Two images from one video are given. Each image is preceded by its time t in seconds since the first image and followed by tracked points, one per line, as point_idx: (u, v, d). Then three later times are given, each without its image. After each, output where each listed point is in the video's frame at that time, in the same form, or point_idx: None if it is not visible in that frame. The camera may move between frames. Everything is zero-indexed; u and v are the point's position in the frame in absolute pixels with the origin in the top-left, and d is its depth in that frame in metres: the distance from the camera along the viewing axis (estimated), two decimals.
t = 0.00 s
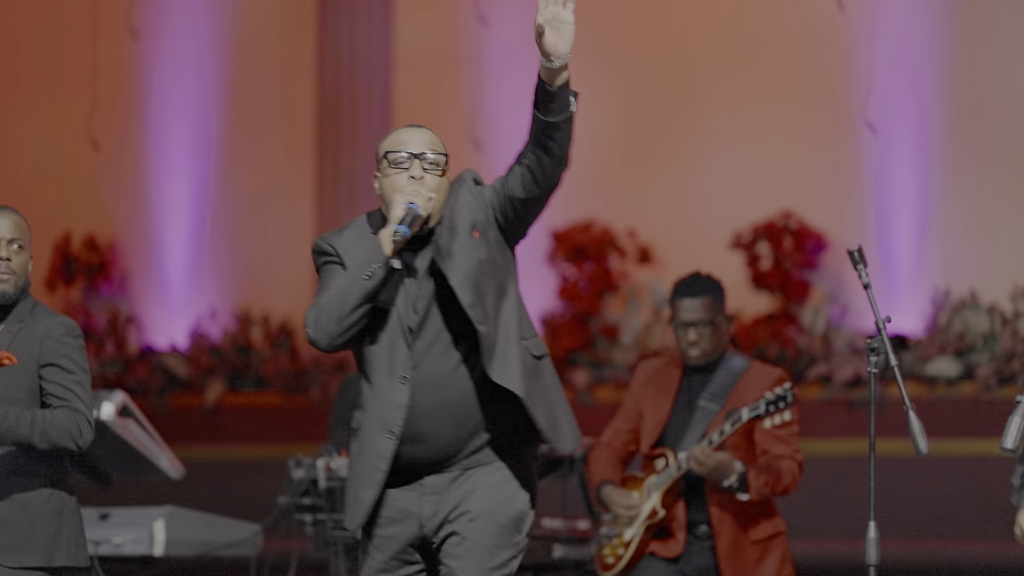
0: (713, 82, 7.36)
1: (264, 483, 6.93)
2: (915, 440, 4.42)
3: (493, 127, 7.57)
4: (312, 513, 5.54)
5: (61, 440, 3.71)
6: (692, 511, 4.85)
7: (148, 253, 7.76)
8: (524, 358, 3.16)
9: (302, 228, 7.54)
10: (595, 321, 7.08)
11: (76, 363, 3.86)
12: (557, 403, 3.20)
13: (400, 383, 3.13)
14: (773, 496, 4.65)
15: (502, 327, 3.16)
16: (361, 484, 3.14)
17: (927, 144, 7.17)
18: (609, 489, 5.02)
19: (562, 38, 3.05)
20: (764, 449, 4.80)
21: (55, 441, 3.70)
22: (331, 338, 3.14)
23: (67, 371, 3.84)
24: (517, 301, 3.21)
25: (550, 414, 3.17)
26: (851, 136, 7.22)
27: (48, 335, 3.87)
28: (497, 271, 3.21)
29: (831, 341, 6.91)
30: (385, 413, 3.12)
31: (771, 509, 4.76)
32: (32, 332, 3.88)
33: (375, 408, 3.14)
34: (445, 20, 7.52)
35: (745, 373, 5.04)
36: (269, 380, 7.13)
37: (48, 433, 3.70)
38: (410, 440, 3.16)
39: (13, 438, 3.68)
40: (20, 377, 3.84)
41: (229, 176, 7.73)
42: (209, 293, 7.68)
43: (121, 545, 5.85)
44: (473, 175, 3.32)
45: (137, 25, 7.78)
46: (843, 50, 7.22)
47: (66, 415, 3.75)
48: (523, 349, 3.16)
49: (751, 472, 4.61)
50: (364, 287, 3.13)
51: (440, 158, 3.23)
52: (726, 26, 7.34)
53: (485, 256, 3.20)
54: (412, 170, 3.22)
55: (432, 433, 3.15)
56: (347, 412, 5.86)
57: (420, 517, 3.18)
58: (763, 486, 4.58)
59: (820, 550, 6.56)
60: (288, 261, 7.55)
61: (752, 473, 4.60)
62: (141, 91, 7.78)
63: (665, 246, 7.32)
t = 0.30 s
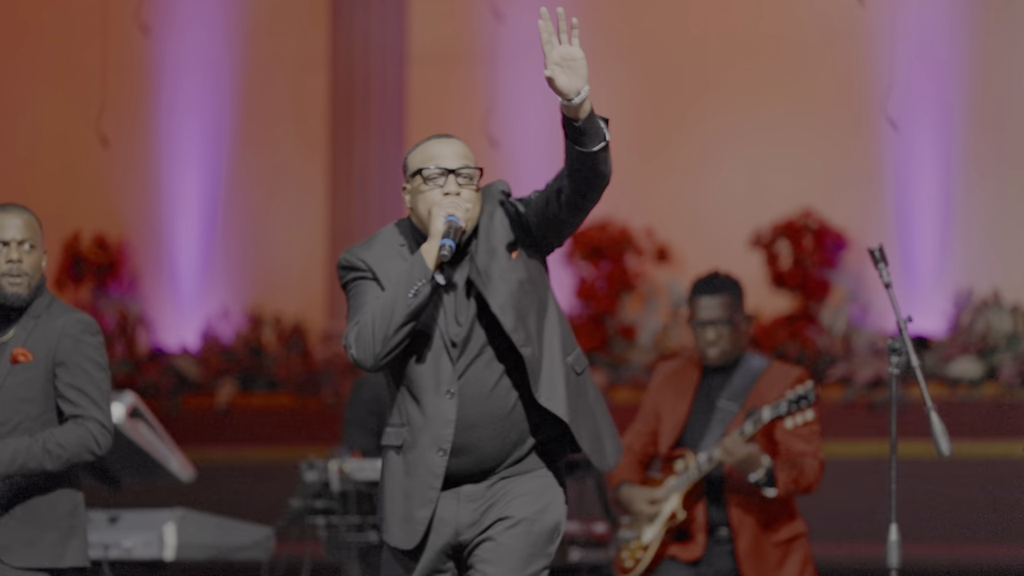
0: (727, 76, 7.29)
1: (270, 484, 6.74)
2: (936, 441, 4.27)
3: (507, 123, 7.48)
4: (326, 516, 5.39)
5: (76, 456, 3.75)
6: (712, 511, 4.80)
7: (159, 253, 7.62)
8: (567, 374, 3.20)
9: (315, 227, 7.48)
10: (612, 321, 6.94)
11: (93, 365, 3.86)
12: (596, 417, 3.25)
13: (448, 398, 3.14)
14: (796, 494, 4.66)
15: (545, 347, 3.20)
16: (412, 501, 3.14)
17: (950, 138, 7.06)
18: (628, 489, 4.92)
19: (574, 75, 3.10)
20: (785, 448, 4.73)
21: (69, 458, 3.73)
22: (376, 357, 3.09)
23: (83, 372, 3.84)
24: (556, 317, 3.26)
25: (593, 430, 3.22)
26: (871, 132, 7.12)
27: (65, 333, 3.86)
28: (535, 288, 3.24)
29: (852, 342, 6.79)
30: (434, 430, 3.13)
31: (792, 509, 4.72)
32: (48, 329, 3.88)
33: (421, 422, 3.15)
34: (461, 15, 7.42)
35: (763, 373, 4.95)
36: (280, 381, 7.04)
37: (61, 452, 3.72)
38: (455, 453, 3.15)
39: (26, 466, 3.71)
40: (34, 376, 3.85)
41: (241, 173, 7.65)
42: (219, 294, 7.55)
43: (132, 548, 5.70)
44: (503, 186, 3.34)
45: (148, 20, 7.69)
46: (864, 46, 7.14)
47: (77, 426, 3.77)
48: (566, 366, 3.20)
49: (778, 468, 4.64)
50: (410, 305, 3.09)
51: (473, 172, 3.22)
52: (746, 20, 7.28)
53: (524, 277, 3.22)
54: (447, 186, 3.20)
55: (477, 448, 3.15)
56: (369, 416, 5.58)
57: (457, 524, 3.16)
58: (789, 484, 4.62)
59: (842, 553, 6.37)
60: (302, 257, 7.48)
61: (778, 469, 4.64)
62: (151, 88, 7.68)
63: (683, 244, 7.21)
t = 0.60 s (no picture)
0: (736, 75, 7.18)
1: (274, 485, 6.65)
2: (951, 443, 4.14)
3: (515, 122, 7.32)
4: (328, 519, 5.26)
5: (64, 467, 3.53)
6: (722, 512, 4.63)
7: (160, 251, 7.55)
8: (572, 376, 3.09)
9: (320, 226, 7.35)
10: (621, 320, 6.84)
11: (82, 369, 3.64)
12: (601, 421, 3.12)
13: (450, 398, 3.02)
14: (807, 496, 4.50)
15: (550, 347, 3.08)
16: (410, 501, 3.04)
17: (964, 137, 6.94)
18: (637, 493, 4.81)
19: (580, 87, 2.99)
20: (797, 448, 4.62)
21: (59, 470, 3.51)
22: (379, 356, 2.98)
23: (73, 377, 3.62)
24: (563, 320, 3.15)
25: (598, 433, 3.09)
26: (885, 128, 7.00)
27: (55, 338, 3.64)
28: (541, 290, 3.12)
29: (865, 341, 6.67)
30: (436, 430, 3.01)
31: (804, 511, 4.57)
32: (36, 334, 3.65)
33: (423, 421, 3.03)
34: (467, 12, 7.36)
35: (774, 374, 4.85)
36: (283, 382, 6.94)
37: (50, 463, 3.50)
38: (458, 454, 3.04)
39: (14, 480, 3.48)
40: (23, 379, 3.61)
41: (246, 171, 7.53)
42: (221, 293, 7.46)
43: (132, 551, 5.61)
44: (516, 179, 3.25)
45: (150, 16, 7.60)
46: (877, 47, 7.00)
47: (66, 436, 3.56)
48: (571, 366, 3.09)
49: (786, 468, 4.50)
50: (414, 304, 2.96)
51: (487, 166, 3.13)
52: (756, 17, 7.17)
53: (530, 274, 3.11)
54: (458, 181, 3.10)
55: (480, 448, 3.03)
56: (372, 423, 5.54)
57: (461, 527, 3.05)
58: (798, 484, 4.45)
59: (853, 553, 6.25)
60: (306, 257, 7.36)
61: (786, 470, 4.48)
62: (153, 84, 7.57)
63: (694, 242, 7.11)
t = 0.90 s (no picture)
0: (739, 73, 7.04)
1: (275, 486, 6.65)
2: (959, 450, 4.10)
3: (515, 121, 7.20)
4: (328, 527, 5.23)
5: (57, 439, 3.64)
6: (725, 520, 4.83)
7: (156, 252, 7.46)
8: (561, 388, 3.12)
9: (318, 226, 7.23)
10: (624, 323, 6.76)
11: (73, 357, 3.76)
12: (588, 430, 3.16)
13: (432, 403, 3.06)
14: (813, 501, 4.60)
15: (539, 359, 3.11)
16: (390, 506, 3.08)
17: (972, 135, 6.84)
18: (640, 498, 5.00)
19: (561, 105, 3.01)
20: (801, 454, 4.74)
21: (51, 439, 3.64)
22: (356, 359, 3.02)
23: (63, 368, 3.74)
24: (554, 329, 3.17)
25: (586, 445, 3.12)
26: (891, 128, 6.89)
27: (44, 331, 3.77)
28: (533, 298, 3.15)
29: (870, 345, 6.57)
30: (416, 435, 3.06)
31: (808, 518, 4.71)
32: (27, 328, 3.78)
33: (404, 424, 3.08)
34: (467, 9, 7.24)
35: (775, 379, 4.96)
36: (281, 387, 6.86)
37: (43, 431, 3.63)
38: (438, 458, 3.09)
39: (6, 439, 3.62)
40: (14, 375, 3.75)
41: (241, 168, 7.40)
42: (218, 295, 7.36)
43: (127, 559, 5.55)
44: (513, 186, 3.27)
45: (145, 11, 7.48)
46: (886, 37, 6.90)
47: (65, 413, 3.68)
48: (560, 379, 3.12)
49: (792, 475, 4.58)
50: (391, 309, 2.99)
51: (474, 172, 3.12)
52: (761, 15, 7.03)
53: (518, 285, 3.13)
54: (438, 182, 3.11)
55: (459, 454, 3.08)
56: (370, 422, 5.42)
57: (442, 534, 3.09)
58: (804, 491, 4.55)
59: (857, 564, 6.21)
60: (303, 255, 7.24)
61: (793, 477, 4.57)
62: (149, 82, 7.48)
63: (698, 244, 6.97)
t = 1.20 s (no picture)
0: (735, 81, 7.01)
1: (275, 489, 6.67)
2: (957, 451, 4.06)
3: (515, 126, 7.26)
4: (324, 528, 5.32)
5: (52, 457, 3.75)
6: (722, 523, 4.76)
7: (153, 256, 7.47)
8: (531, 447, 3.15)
9: (314, 229, 7.21)
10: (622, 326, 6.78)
11: (70, 375, 3.86)
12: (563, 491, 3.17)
13: (377, 415, 3.11)
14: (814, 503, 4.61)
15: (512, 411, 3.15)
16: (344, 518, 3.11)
17: (971, 140, 6.80)
18: (636, 504, 4.93)
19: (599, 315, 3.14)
20: (801, 457, 4.71)
21: (46, 455, 3.74)
22: (294, 368, 3.20)
23: (61, 382, 3.84)
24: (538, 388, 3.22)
25: (558, 509, 3.14)
26: (891, 131, 6.85)
27: (42, 342, 3.86)
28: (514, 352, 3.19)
29: (869, 348, 6.55)
30: (361, 449, 3.10)
31: (807, 522, 4.69)
32: (24, 338, 3.87)
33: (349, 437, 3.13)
34: (466, 11, 7.24)
35: (774, 383, 4.92)
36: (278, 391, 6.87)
37: (39, 448, 3.74)
38: (398, 472, 3.16)
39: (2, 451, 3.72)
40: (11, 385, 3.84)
41: (240, 173, 7.39)
42: (215, 299, 7.37)
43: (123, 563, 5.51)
44: (516, 233, 3.34)
45: (143, 16, 7.51)
46: (886, 41, 6.86)
47: (60, 430, 3.78)
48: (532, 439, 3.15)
49: (796, 479, 4.56)
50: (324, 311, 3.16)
51: (411, 182, 3.23)
52: (759, 17, 7.01)
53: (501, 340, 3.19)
54: (379, 198, 3.23)
55: (417, 470, 3.15)
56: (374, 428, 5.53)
57: (403, 550, 3.17)
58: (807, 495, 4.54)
59: (856, 568, 6.18)
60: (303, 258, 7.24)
61: (796, 480, 4.56)
62: (145, 85, 7.47)
63: (697, 248, 6.95)
